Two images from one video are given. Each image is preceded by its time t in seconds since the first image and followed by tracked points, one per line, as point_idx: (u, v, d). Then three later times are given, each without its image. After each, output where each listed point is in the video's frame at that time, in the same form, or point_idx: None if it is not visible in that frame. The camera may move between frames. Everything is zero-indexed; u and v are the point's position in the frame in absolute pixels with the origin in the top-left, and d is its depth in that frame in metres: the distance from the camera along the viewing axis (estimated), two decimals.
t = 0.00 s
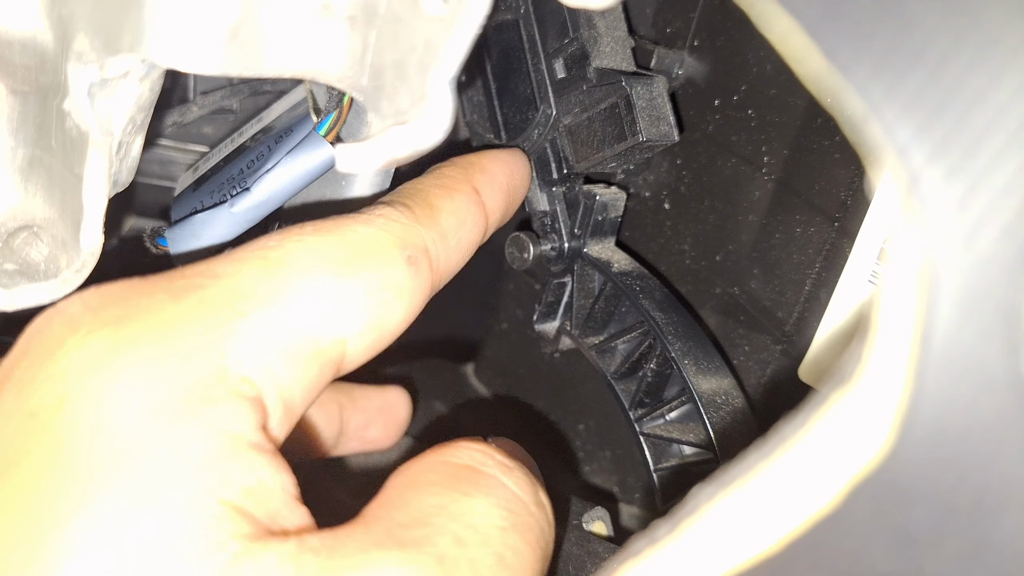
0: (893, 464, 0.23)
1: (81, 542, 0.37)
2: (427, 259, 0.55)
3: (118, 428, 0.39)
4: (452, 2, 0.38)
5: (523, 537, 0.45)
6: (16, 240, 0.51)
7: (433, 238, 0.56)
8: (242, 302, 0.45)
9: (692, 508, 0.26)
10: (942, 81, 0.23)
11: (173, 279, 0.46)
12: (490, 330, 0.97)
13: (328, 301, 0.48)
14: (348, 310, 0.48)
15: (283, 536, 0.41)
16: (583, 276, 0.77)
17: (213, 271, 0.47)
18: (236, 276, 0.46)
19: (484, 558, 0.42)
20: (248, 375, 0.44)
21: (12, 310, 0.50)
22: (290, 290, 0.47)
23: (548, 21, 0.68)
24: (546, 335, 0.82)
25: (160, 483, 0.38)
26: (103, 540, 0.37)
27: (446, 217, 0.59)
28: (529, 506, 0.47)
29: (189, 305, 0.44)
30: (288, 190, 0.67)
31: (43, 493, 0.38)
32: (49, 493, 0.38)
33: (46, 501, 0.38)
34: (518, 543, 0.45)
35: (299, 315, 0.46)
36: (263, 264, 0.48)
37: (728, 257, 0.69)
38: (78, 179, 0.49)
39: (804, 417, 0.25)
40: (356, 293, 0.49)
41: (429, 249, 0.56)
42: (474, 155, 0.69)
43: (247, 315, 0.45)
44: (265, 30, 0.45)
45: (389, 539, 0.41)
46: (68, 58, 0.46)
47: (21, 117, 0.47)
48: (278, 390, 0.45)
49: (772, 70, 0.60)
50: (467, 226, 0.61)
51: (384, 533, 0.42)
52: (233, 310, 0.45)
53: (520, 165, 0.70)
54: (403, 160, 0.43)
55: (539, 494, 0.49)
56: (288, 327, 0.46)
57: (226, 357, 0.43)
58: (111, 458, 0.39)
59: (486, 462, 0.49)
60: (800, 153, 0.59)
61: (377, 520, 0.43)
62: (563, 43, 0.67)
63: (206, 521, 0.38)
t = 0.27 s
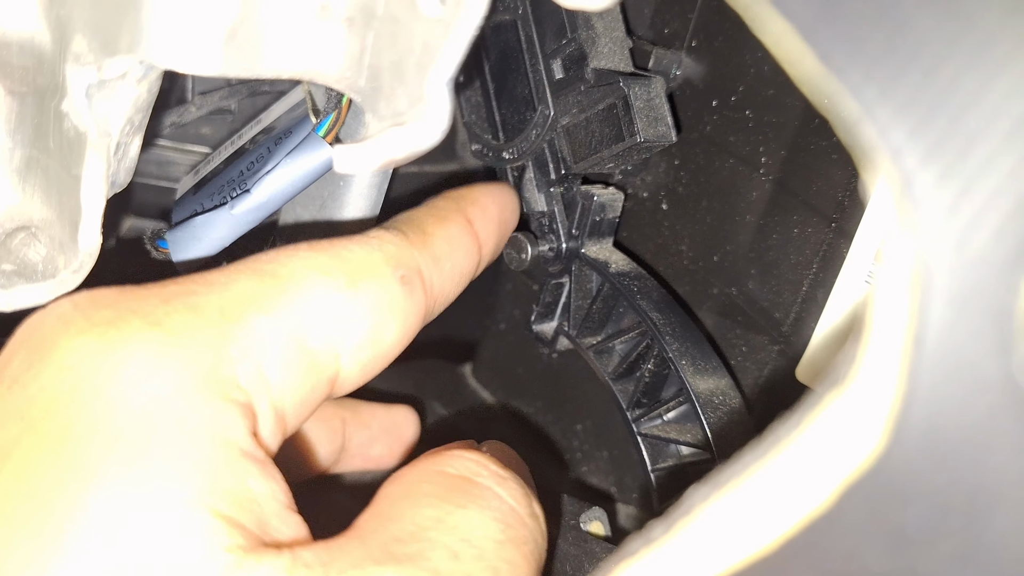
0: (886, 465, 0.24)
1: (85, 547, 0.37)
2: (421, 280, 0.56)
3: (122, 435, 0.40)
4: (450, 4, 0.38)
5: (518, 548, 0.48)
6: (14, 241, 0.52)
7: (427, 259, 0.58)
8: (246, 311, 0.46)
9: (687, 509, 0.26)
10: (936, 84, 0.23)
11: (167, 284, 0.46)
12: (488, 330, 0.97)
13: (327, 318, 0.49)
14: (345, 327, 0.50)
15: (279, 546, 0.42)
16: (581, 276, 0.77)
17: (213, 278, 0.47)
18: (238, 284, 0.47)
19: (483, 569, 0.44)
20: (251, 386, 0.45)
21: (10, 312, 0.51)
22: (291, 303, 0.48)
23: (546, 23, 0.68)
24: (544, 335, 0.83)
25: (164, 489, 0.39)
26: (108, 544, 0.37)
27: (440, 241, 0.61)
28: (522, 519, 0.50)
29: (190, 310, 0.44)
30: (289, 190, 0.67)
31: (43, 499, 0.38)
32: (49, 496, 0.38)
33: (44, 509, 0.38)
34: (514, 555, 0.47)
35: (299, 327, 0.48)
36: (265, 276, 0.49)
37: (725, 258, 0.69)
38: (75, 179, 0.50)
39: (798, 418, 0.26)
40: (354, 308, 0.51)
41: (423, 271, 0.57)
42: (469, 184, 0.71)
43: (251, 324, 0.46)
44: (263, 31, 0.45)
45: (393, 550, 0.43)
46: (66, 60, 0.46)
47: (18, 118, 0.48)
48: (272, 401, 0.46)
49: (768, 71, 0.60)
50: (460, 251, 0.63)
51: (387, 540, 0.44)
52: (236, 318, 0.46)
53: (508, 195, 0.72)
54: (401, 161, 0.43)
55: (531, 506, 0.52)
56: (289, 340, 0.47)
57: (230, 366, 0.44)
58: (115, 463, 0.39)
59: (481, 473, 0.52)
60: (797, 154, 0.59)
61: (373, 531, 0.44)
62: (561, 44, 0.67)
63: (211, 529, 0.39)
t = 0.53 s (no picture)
0: (883, 463, 0.24)
1: None
2: (399, 304, 0.56)
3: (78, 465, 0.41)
4: (448, 5, 0.38)
5: (496, 548, 0.48)
6: (13, 242, 0.51)
7: (406, 283, 0.58)
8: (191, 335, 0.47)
9: (684, 509, 0.26)
10: (930, 86, 0.23)
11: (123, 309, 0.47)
12: (487, 330, 0.97)
13: (293, 338, 0.50)
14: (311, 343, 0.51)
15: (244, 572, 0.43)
16: (579, 277, 0.77)
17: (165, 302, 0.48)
18: (191, 308, 0.48)
19: None
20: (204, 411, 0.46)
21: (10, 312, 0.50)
22: (246, 325, 0.48)
23: (544, 23, 0.68)
24: (542, 335, 0.83)
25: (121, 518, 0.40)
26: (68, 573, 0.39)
27: (422, 266, 0.61)
28: (502, 513, 0.50)
29: (139, 339, 0.45)
30: (289, 192, 0.67)
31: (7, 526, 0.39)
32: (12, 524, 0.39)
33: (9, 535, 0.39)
34: (493, 556, 0.47)
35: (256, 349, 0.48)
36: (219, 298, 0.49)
37: (723, 258, 0.69)
38: (74, 180, 0.50)
39: (794, 419, 0.26)
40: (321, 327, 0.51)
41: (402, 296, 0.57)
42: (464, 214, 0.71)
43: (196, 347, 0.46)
44: (260, 32, 0.45)
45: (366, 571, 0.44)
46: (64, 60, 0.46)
47: (18, 119, 0.47)
48: (235, 425, 0.47)
49: (766, 72, 0.60)
50: (445, 276, 0.63)
51: (357, 558, 0.44)
52: (184, 343, 0.46)
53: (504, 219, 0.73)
54: (399, 161, 0.43)
55: (513, 494, 0.52)
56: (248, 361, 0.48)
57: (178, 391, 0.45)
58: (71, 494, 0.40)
59: (459, 465, 0.51)
60: (795, 155, 0.59)
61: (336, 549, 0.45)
62: (559, 44, 0.67)
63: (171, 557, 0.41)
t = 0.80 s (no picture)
0: (880, 464, 0.24)
1: None
2: (401, 321, 0.56)
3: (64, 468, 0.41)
4: (447, 6, 0.38)
5: (485, 528, 0.48)
6: (12, 242, 0.53)
7: (409, 300, 0.57)
8: (181, 337, 0.46)
9: (682, 508, 0.26)
10: (927, 87, 0.23)
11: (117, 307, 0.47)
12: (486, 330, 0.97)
13: (291, 345, 0.49)
14: (310, 351, 0.50)
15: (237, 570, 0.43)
16: (578, 277, 0.78)
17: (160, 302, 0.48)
18: (185, 310, 0.48)
19: (447, 561, 0.45)
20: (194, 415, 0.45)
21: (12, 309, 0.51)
22: (240, 329, 0.48)
23: (543, 24, 0.68)
24: (541, 335, 0.83)
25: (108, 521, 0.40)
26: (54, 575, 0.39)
27: (426, 283, 0.61)
28: (491, 493, 0.50)
29: (129, 339, 0.45)
30: (289, 192, 0.67)
31: None
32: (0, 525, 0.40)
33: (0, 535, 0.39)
34: (481, 536, 0.48)
35: (250, 353, 0.48)
36: (215, 300, 0.49)
37: (722, 258, 0.69)
38: (73, 181, 0.51)
39: (791, 419, 0.26)
40: (321, 339, 0.51)
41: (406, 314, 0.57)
42: (472, 234, 0.71)
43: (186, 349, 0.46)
44: (258, 33, 0.45)
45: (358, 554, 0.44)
46: (63, 61, 0.47)
47: (17, 119, 0.48)
48: (227, 425, 0.46)
49: (765, 72, 0.60)
50: (448, 294, 0.62)
51: (349, 541, 0.44)
52: (174, 345, 0.46)
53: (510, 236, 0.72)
54: (399, 162, 0.43)
55: (502, 474, 0.52)
56: (241, 365, 0.47)
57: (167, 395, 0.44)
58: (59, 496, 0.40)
59: (447, 448, 0.51)
60: (793, 155, 0.59)
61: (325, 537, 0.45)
62: (558, 45, 0.67)
63: (158, 560, 0.41)
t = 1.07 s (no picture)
0: (878, 461, 0.24)
1: None
2: (406, 323, 0.56)
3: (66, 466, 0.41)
4: (446, 4, 0.38)
5: (482, 521, 0.48)
6: (12, 240, 0.53)
7: (414, 302, 0.58)
8: (185, 337, 0.46)
9: (681, 505, 0.27)
10: (926, 85, 0.23)
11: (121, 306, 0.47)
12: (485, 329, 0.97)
13: (295, 347, 0.49)
14: (315, 354, 0.50)
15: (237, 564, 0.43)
16: (577, 275, 0.78)
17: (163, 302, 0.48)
18: (189, 311, 0.48)
19: (444, 552, 0.45)
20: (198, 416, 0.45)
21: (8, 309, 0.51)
22: (244, 330, 0.48)
23: (542, 22, 0.68)
24: (540, 334, 0.83)
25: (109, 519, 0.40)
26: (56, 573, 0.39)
27: (430, 285, 0.61)
28: (488, 488, 0.50)
29: (132, 338, 0.45)
30: (289, 191, 0.67)
31: None
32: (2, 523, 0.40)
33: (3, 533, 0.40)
34: (479, 528, 0.48)
35: (253, 354, 0.48)
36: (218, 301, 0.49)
37: (722, 257, 0.69)
38: (72, 179, 0.51)
39: (790, 415, 0.26)
40: (326, 342, 0.51)
41: (410, 316, 0.57)
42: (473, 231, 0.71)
43: (190, 350, 0.46)
44: (258, 32, 0.45)
45: (355, 543, 0.44)
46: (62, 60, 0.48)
47: (17, 118, 0.50)
48: (231, 428, 0.47)
49: (765, 71, 0.59)
50: (453, 296, 0.63)
51: (346, 533, 0.45)
52: (177, 345, 0.46)
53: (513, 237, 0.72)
54: (398, 160, 0.43)
55: (500, 470, 0.52)
56: (245, 367, 0.47)
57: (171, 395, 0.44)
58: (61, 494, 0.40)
59: (445, 445, 0.51)
60: (793, 153, 0.59)
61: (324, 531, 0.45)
62: (558, 43, 0.67)
63: (160, 557, 0.41)
